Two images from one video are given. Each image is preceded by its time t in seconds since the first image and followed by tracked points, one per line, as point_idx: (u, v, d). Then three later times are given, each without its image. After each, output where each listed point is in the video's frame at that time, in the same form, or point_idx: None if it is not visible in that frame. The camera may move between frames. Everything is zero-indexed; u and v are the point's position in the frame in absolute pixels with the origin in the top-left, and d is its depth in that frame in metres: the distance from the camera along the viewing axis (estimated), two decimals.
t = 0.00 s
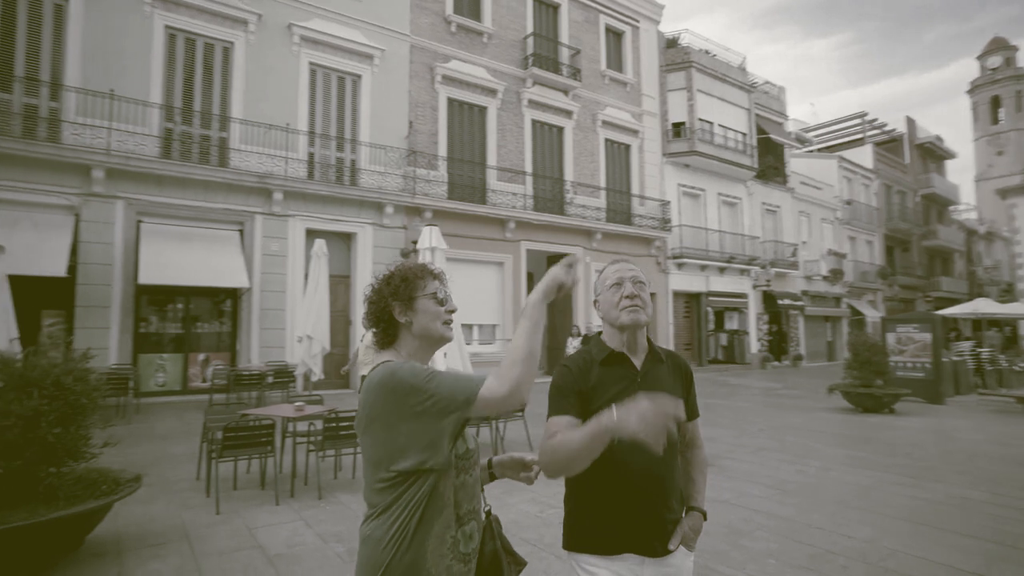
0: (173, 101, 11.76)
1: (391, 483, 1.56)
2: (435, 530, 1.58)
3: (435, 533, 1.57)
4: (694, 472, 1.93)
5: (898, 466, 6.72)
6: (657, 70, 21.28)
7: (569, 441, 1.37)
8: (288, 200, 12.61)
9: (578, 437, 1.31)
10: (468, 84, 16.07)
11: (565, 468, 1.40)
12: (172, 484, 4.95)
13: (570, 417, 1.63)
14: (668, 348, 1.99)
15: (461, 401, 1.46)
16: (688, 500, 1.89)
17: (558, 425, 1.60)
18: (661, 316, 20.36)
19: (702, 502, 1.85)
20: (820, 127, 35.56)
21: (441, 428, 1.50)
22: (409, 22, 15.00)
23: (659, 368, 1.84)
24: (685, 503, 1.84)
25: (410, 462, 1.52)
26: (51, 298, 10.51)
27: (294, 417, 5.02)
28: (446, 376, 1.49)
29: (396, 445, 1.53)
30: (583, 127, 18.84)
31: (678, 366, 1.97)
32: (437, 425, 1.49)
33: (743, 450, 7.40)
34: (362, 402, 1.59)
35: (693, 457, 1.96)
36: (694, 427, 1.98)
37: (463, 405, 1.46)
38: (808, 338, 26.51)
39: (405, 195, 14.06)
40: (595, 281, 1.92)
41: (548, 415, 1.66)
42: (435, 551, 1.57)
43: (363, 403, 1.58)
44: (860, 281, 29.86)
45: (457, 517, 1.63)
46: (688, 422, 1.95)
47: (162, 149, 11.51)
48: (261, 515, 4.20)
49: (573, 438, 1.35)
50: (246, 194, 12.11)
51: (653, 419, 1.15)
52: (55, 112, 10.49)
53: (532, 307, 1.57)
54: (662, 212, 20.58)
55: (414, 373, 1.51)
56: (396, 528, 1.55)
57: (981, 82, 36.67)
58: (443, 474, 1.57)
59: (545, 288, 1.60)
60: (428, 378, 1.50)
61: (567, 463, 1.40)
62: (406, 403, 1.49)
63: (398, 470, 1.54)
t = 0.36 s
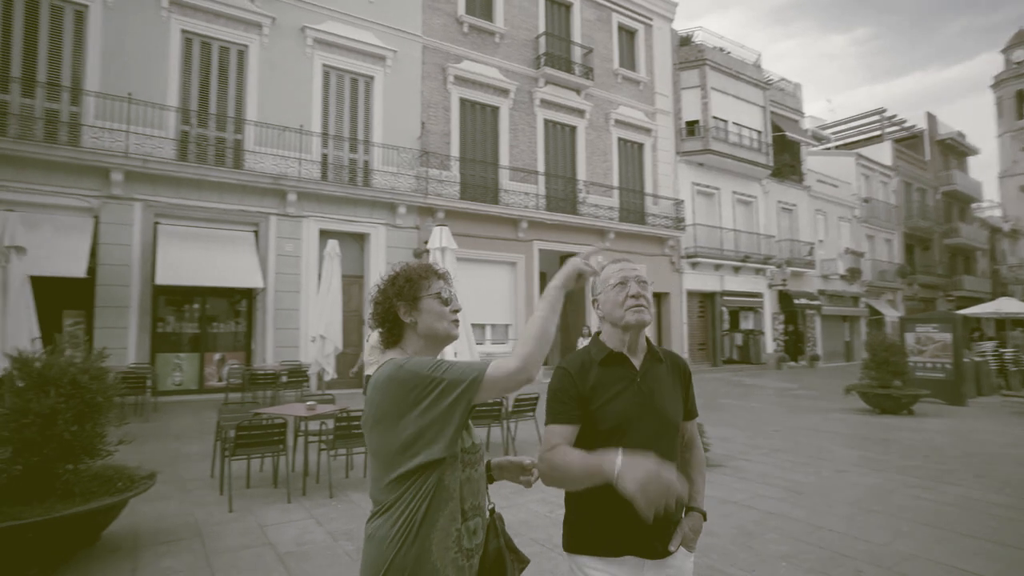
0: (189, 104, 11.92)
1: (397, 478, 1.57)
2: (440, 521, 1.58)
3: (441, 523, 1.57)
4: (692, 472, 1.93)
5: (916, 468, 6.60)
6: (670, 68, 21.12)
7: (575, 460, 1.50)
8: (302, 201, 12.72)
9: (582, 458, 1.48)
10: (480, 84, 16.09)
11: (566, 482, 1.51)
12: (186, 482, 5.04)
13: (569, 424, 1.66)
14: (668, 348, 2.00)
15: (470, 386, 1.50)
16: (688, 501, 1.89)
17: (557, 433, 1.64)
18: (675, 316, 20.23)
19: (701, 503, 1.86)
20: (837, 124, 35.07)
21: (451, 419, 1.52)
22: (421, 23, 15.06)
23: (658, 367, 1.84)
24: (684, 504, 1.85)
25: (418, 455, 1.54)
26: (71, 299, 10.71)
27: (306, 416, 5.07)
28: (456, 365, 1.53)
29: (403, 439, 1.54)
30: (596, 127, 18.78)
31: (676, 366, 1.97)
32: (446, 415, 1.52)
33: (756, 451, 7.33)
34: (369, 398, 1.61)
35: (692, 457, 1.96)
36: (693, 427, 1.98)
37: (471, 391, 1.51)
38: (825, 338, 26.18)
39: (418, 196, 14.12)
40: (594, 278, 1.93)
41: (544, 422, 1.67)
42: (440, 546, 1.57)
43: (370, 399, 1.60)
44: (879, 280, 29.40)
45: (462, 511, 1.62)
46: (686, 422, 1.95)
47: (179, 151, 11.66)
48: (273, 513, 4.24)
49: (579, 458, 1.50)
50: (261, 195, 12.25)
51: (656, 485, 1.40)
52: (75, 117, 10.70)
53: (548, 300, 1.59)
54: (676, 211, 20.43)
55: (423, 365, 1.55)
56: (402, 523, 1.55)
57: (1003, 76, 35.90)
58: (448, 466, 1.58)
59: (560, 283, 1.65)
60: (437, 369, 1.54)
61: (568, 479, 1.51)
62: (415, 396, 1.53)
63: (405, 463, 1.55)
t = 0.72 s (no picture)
0: (205, 107, 12.06)
1: (403, 475, 1.57)
2: (445, 517, 1.57)
3: (445, 520, 1.56)
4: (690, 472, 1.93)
5: (934, 471, 6.49)
6: (683, 66, 20.96)
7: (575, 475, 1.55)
8: (316, 202, 12.84)
9: (585, 484, 1.49)
10: (492, 84, 16.11)
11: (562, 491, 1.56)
12: (200, 479, 5.11)
13: (569, 428, 1.66)
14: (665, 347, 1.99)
15: (478, 383, 1.50)
16: (685, 501, 1.91)
17: (558, 436, 1.65)
18: (688, 315, 20.08)
19: (698, 502, 1.88)
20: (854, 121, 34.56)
21: (459, 415, 1.52)
22: (433, 24, 15.12)
23: (656, 366, 1.85)
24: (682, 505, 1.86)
25: (425, 451, 1.54)
26: (91, 299, 10.92)
27: (317, 415, 5.11)
28: (464, 360, 1.53)
29: (410, 436, 1.54)
30: (609, 126, 18.70)
31: (673, 364, 1.98)
32: (454, 411, 1.52)
33: (770, 452, 7.25)
34: (377, 396, 1.61)
35: (690, 456, 1.96)
36: (690, 426, 1.99)
37: (479, 387, 1.51)
38: (842, 338, 25.83)
39: (429, 196, 14.17)
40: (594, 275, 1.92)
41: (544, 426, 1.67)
42: (445, 542, 1.56)
43: (378, 395, 1.60)
44: (897, 279, 28.92)
45: (466, 508, 1.61)
46: (684, 421, 1.96)
47: (194, 154, 11.81)
48: (285, 511, 4.29)
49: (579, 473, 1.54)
50: (275, 196, 12.37)
51: (648, 545, 1.29)
52: (94, 121, 10.92)
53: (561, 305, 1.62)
54: (690, 210, 20.29)
55: (431, 362, 1.55)
56: (407, 519, 1.54)
57: None
58: (454, 462, 1.57)
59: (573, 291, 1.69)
60: (446, 366, 1.54)
61: (565, 488, 1.56)
62: (423, 392, 1.53)
63: (412, 459, 1.54)
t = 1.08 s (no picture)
0: (227, 111, 12.27)
1: (412, 477, 1.51)
2: (454, 520, 1.52)
3: (453, 523, 1.52)
4: (687, 473, 1.92)
5: (962, 475, 6.31)
6: (703, 63, 20.70)
7: (565, 494, 1.62)
8: (335, 203, 12.99)
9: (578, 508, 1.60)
10: (510, 84, 16.12)
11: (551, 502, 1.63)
12: (221, 477, 5.22)
13: (568, 433, 1.65)
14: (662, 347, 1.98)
15: (493, 396, 1.45)
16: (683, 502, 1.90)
17: (558, 441, 1.64)
18: (709, 315, 19.84)
19: (695, 503, 1.87)
20: (880, 117, 33.78)
21: (472, 424, 1.47)
22: (451, 25, 15.18)
23: (653, 367, 1.83)
24: (679, 506, 1.86)
25: (437, 456, 1.48)
26: (118, 300, 11.19)
27: (334, 415, 5.16)
28: (478, 369, 1.46)
29: (421, 440, 1.48)
30: (627, 124, 18.57)
31: (670, 365, 1.97)
32: (467, 419, 1.46)
33: (791, 454, 7.13)
34: (385, 396, 1.54)
35: (686, 457, 1.96)
36: (686, 427, 1.98)
37: (493, 397, 1.45)
38: (868, 338, 25.27)
39: (447, 196, 14.23)
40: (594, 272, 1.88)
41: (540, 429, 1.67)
42: (452, 545, 1.51)
43: (386, 396, 1.53)
44: (926, 278, 28.20)
45: (475, 510, 1.57)
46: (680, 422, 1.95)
47: (217, 157, 12.02)
48: (301, 509, 4.35)
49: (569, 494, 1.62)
50: (295, 198, 12.54)
51: None
52: (121, 126, 11.20)
53: (567, 309, 1.59)
54: (710, 208, 20.04)
55: (443, 366, 1.49)
56: (416, 520, 1.49)
57: None
58: (463, 466, 1.52)
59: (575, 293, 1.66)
60: (459, 373, 1.47)
61: (559, 499, 1.61)
62: (436, 397, 1.46)
63: (422, 463, 1.49)
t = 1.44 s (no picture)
0: (241, 113, 12.40)
1: (415, 478, 1.51)
2: (456, 519, 1.52)
3: (456, 523, 1.52)
4: (683, 473, 1.94)
5: (982, 478, 6.18)
6: (717, 61, 20.52)
7: (561, 498, 1.61)
8: (348, 204, 13.09)
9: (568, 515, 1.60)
10: (522, 84, 16.11)
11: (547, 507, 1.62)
12: (236, 475, 5.29)
13: (566, 435, 1.65)
14: (658, 346, 1.98)
15: (496, 396, 1.43)
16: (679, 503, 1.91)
17: (555, 444, 1.64)
18: (723, 315, 19.67)
19: (692, 503, 1.87)
20: (898, 113, 33.23)
21: (476, 425, 1.46)
22: (462, 25, 15.22)
23: (649, 367, 1.84)
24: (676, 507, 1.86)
25: (440, 457, 1.48)
26: (136, 300, 11.38)
27: (344, 415, 5.19)
28: (482, 370, 1.45)
29: (424, 441, 1.47)
30: (640, 123, 18.48)
31: (668, 365, 1.96)
32: (470, 420, 1.46)
33: (805, 456, 7.04)
34: (388, 396, 1.53)
35: (682, 457, 1.97)
36: (683, 427, 1.99)
37: (497, 399, 1.44)
38: (886, 338, 24.89)
39: (459, 197, 14.27)
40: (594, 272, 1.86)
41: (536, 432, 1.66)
42: (455, 544, 1.51)
43: (390, 396, 1.52)
44: (946, 277, 27.71)
45: (478, 511, 1.56)
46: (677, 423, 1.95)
47: (232, 159, 12.16)
48: (312, 508, 4.38)
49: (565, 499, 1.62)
50: (308, 200, 12.64)
51: None
52: (138, 129, 11.38)
53: (583, 307, 1.55)
54: (724, 207, 19.88)
55: (447, 367, 1.47)
56: (419, 520, 1.49)
57: None
58: (466, 466, 1.51)
59: (597, 291, 1.60)
60: (463, 374, 1.46)
61: (552, 503, 1.62)
62: (439, 398, 1.45)
63: (425, 463, 1.48)
